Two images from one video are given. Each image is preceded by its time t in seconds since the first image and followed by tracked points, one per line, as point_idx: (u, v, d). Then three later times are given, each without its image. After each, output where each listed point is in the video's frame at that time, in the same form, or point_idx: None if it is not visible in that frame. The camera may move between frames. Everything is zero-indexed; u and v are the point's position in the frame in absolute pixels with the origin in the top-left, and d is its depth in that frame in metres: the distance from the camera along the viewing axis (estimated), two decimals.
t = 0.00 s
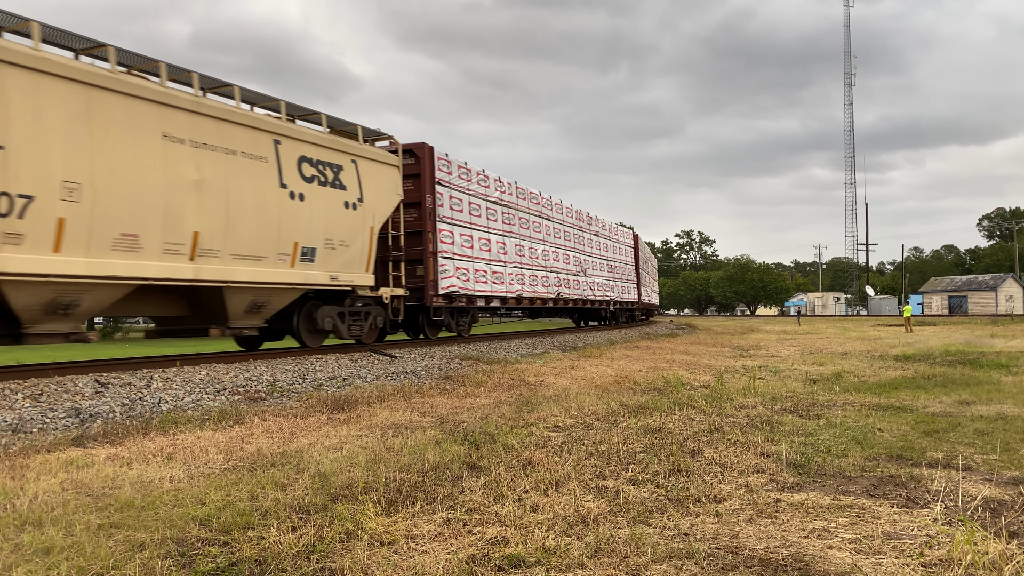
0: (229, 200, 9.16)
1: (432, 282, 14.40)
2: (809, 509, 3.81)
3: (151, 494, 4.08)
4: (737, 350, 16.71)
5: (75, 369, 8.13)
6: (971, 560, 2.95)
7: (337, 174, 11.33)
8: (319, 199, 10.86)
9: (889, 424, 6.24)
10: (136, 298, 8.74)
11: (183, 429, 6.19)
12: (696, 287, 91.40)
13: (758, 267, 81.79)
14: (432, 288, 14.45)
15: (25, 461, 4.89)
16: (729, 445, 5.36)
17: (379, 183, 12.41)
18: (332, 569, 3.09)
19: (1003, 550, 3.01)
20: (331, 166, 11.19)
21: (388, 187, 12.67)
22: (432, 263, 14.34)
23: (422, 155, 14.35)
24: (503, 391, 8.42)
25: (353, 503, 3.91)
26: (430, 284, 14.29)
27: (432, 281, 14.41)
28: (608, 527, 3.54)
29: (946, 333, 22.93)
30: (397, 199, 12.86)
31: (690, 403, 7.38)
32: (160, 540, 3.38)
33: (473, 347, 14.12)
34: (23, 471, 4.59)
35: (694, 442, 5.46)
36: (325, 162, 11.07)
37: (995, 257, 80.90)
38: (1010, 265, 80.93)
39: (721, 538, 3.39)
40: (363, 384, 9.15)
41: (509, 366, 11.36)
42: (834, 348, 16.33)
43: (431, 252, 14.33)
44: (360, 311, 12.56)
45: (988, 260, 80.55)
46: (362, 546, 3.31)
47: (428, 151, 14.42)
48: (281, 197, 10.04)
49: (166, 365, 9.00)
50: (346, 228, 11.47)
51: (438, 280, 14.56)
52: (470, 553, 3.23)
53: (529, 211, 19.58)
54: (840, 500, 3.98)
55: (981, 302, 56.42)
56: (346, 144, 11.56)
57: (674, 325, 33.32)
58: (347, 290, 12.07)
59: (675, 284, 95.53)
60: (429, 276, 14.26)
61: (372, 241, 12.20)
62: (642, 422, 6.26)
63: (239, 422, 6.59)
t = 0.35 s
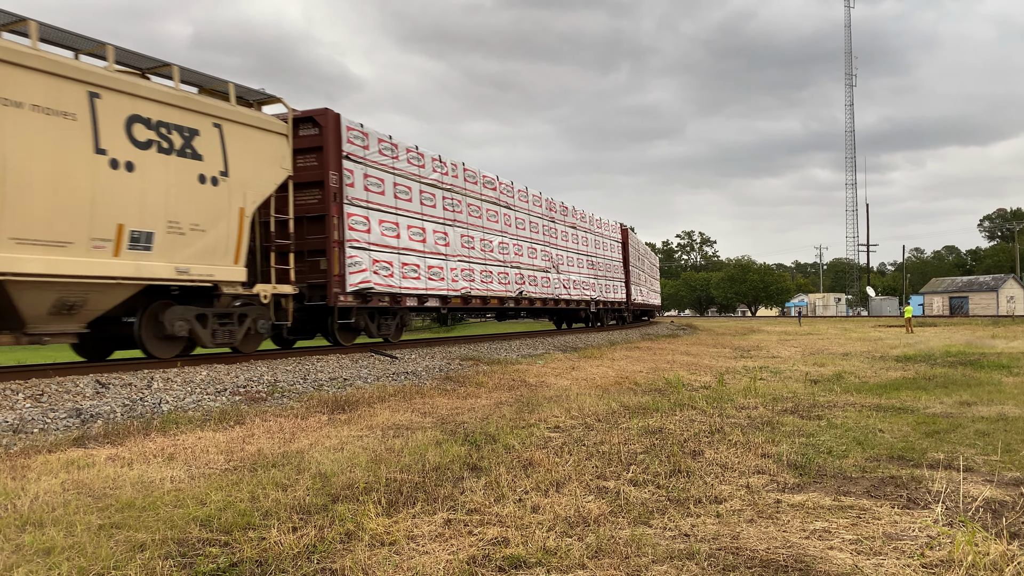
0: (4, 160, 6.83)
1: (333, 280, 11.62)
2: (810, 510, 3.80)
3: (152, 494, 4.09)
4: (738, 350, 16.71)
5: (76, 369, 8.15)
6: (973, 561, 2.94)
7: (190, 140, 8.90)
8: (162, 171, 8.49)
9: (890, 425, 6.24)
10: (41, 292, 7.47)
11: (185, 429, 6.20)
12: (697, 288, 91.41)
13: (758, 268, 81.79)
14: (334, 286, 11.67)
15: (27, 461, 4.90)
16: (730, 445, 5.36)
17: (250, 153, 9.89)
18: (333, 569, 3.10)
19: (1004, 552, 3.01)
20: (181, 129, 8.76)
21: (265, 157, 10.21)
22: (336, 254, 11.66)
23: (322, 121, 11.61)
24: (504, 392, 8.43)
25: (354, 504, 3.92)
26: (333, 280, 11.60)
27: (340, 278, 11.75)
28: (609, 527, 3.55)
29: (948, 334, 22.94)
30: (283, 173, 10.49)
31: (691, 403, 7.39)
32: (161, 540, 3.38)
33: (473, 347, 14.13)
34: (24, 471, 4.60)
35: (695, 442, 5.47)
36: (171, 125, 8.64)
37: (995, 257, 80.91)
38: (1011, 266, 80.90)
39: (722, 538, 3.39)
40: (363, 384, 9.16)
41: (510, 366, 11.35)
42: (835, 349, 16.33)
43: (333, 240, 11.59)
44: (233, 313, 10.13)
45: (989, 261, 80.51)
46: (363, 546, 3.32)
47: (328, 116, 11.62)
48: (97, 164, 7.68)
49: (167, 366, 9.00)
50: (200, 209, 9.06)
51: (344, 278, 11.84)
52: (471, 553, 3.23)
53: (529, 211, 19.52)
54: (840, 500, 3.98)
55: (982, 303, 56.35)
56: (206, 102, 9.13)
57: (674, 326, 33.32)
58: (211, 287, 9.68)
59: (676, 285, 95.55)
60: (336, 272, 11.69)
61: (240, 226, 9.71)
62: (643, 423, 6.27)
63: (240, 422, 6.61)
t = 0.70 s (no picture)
0: None
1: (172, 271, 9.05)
2: (809, 511, 3.81)
3: (150, 494, 4.08)
4: (737, 351, 16.72)
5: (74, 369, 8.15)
6: (972, 562, 2.94)
7: None
8: None
9: (889, 426, 6.25)
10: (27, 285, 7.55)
11: (183, 429, 6.19)
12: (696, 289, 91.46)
13: (758, 269, 81.84)
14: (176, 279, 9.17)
15: (25, 461, 4.89)
16: (729, 446, 5.37)
17: (50, 103, 7.44)
18: (331, 568, 3.10)
19: (1002, 553, 3.01)
20: None
21: (74, 110, 7.77)
22: (187, 241, 9.27)
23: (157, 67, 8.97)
24: (503, 392, 8.45)
25: (353, 504, 3.92)
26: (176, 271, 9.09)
27: (204, 271, 9.45)
28: (608, 527, 3.55)
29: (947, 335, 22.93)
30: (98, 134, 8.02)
31: (690, 404, 7.40)
32: (160, 540, 3.38)
33: (473, 347, 14.16)
34: (22, 471, 4.59)
35: (694, 443, 5.48)
36: None
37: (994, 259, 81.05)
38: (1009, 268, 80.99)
39: (721, 539, 3.39)
40: (362, 384, 9.16)
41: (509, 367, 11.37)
42: (834, 350, 16.35)
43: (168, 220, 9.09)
44: (22, 317, 7.45)
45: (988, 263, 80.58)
46: (362, 546, 3.31)
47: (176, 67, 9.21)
48: None
49: (166, 366, 8.99)
50: None
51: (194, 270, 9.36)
52: (470, 554, 3.23)
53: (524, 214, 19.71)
54: (839, 501, 3.98)
55: (980, 305, 56.41)
56: None
57: (673, 326, 33.40)
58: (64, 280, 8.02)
59: (675, 285, 95.62)
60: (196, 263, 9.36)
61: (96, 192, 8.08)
62: (642, 423, 6.29)
63: (238, 422, 6.61)
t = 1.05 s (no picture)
0: None
1: (120, 267, 8.31)
2: (807, 512, 3.81)
3: (149, 493, 4.08)
4: (735, 352, 16.74)
5: (72, 369, 8.13)
6: (969, 564, 2.95)
7: None
8: None
9: (887, 427, 6.26)
10: None
11: (182, 429, 6.19)
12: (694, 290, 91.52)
13: (756, 270, 81.89)
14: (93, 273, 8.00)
15: (23, 460, 4.88)
16: (727, 447, 5.38)
17: None
18: (329, 568, 3.10)
19: (999, 554, 3.02)
20: None
21: None
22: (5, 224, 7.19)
23: (104, 57, 8.49)
24: (501, 392, 8.45)
25: (351, 504, 3.91)
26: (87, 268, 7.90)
27: (176, 270, 9.01)
28: (606, 528, 3.55)
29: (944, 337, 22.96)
30: None
31: (688, 405, 7.40)
32: (158, 540, 3.38)
33: (472, 347, 14.18)
34: (20, 470, 4.58)
35: (692, 444, 5.48)
36: None
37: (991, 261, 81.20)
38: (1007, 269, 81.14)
39: (719, 540, 3.39)
40: (361, 384, 9.16)
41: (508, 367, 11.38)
42: (832, 351, 16.34)
43: (72, 213, 7.83)
44: None
45: (986, 265, 80.68)
46: (360, 546, 3.31)
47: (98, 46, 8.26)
48: None
49: (164, 365, 8.96)
50: None
51: (132, 267, 8.44)
52: (468, 554, 3.23)
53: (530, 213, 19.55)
54: (837, 502, 3.99)
55: (978, 307, 56.46)
56: None
57: (671, 327, 33.43)
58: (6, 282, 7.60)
59: (674, 286, 95.70)
60: (161, 260, 8.82)
61: (64, 186, 7.78)
62: (641, 424, 6.28)
63: (237, 421, 6.60)
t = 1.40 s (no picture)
0: None
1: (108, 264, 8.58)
2: (803, 513, 3.82)
3: (144, 493, 4.07)
4: (733, 353, 16.76)
5: (67, 368, 8.13)
6: (965, 565, 2.96)
7: None
8: None
9: (883, 429, 6.26)
10: None
11: (178, 428, 6.18)
12: (692, 290, 91.58)
13: (754, 271, 81.96)
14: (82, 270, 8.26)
15: (19, 459, 4.87)
16: (723, 448, 5.38)
17: None
18: (325, 568, 3.09)
19: (995, 555, 3.03)
20: None
21: None
22: None
23: (96, 56, 8.71)
24: (498, 393, 8.43)
25: (347, 504, 3.91)
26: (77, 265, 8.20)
27: (164, 266, 9.29)
28: (602, 529, 3.55)
29: (942, 338, 22.95)
30: None
31: (685, 406, 7.40)
32: (154, 539, 3.37)
33: (469, 347, 14.21)
34: (15, 470, 4.57)
35: (689, 445, 5.49)
36: None
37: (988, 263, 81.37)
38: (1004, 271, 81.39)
39: (715, 541, 3.40)
40: (358, 384, 9.15)
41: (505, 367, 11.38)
42: (829, 352, 16.36)
43: (61, 210, 8.10)
44: None
45: (983, 266, 80.85)
46: (356, 546, 3.31)
47: (69, 41, 8.35)
48: None
49: (160, 365, 8.94)
50: None
51: (121, 263, 8.75)
52: (464, 554, 3.23)
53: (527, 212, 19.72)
54: (833, 503, 3.99)
55: (974, 308, 56.57)
56: None
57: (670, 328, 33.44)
58: None
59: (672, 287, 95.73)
60: (150, 257, 9.11)
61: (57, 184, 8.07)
62: (638, 425, 6.28)
63: (233, 421, 6.59)
